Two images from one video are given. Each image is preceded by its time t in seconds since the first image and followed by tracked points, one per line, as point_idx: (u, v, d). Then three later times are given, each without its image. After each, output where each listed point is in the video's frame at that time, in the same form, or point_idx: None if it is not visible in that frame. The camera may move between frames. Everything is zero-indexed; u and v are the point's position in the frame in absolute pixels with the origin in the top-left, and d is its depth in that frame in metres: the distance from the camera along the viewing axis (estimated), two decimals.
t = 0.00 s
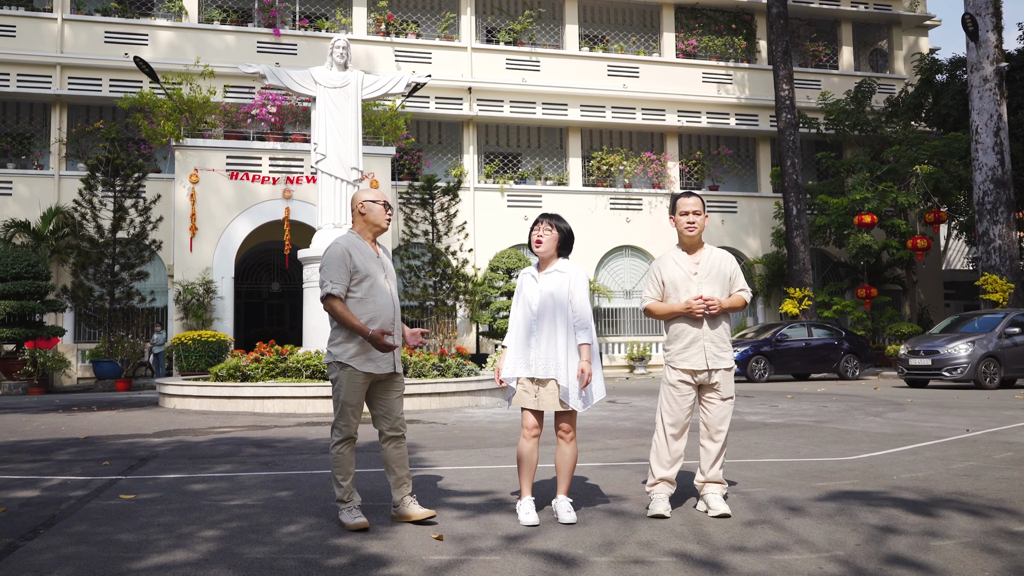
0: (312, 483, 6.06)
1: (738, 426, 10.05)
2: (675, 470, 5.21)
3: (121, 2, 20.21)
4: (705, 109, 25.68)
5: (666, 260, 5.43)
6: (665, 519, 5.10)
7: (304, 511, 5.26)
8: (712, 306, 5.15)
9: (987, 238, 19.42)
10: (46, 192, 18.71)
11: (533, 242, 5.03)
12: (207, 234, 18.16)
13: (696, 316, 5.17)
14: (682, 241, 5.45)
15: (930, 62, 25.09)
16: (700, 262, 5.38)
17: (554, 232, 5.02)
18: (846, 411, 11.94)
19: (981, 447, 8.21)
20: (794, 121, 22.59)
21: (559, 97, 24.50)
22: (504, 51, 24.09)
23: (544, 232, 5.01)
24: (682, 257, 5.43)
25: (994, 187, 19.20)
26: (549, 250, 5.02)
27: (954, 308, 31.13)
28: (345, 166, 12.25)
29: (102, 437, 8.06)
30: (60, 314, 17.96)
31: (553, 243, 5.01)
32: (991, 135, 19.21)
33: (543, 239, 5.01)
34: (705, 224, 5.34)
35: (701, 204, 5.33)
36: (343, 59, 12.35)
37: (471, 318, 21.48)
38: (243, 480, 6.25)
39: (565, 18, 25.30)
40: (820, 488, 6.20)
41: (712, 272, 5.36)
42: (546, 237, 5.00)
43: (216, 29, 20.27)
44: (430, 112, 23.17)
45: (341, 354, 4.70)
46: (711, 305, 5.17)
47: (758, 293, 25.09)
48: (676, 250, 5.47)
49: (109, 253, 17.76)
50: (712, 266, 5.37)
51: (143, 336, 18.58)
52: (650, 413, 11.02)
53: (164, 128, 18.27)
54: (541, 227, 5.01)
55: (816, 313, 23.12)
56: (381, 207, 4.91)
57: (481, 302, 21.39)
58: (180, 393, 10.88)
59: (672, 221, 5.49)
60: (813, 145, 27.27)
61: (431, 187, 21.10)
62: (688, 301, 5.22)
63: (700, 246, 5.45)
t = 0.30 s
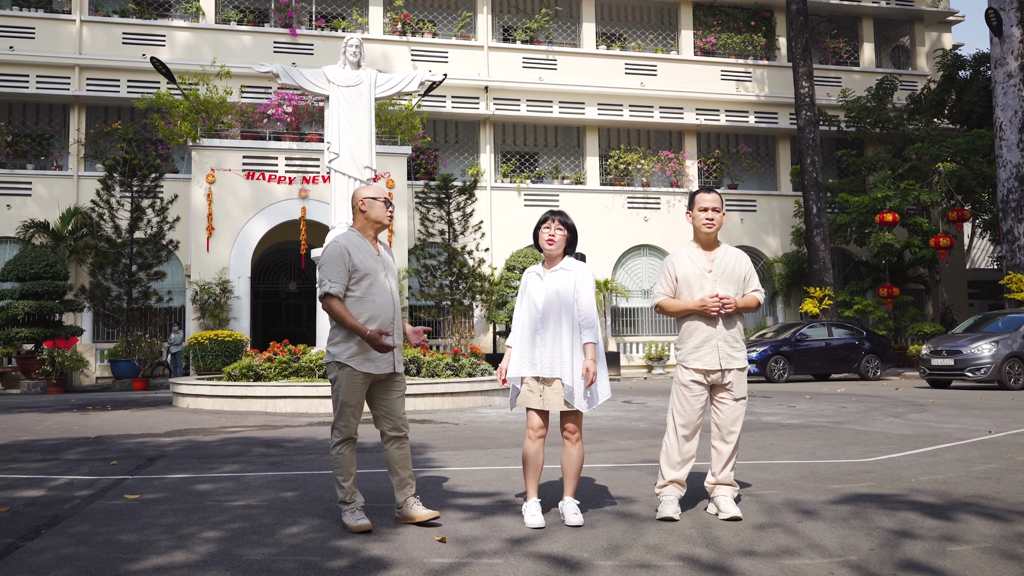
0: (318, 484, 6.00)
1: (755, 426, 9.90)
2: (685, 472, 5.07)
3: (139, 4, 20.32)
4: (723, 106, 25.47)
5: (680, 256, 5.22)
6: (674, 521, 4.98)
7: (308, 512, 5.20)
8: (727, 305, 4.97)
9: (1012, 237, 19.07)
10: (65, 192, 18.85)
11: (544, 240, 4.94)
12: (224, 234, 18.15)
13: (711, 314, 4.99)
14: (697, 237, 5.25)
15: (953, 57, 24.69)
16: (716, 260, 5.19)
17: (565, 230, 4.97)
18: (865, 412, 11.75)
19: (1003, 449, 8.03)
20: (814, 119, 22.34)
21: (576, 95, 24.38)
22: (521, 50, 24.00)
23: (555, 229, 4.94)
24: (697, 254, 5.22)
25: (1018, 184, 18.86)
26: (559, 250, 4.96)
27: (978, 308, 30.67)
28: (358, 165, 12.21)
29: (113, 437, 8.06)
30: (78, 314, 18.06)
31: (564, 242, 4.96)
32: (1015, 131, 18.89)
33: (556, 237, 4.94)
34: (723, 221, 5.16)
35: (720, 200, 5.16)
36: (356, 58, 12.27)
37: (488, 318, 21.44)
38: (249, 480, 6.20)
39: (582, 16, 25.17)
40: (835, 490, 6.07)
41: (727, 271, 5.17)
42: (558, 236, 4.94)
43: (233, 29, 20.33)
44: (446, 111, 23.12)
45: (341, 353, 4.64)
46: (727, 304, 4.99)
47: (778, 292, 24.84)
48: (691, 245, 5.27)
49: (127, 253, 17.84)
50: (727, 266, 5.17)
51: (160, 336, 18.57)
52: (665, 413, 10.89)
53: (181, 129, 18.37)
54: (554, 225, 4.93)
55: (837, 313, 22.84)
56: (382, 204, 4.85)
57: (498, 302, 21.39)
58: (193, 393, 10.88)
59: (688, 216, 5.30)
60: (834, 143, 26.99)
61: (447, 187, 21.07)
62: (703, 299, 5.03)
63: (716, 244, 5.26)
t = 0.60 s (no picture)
0: (326, 486, 5.96)
1: (773, 428, 9.76)
2: (696, 475, 4.96)
3: (159, 6, 20.46)
4: (745, 104, 25.24)
5: (694, 254, 5.09)
6: (685, 526, 4.87)
7: (314, 515, 5.15)
8: (739, 306, 4.86)
9: None
10: (87, 194, 19.01)
11: (551, 241, 4.91)
12: (243, 234, 18.24)
13: (722, 315, 4.89)
14: (712, 235, 5.12)
15: (979, 53, 24.25)
16: (729, 259, 5.06)
17: (573, 232, 4.95)
18: (887, 413, 11.55)
19: None
20: (837, 116, 22.05)
21: (595, 94, 24.25)
22: (539, 48, 23.90)
23: (564, 230, 4.92)
24: (711, 252, 5.09)
25: None
26: (565, 253, 4.91)
27: (1006, 307, 30.17)
28: (373, 165, 12.26)
29: (126, 437, 8.07)
30: (99, 315, 18.20)
31: (572, 243, 4.93)
32: None
33: (564, 238, 4.91)
34: (740, 220, 5.03)
35: (738, 199, 5.03)
36: (372, 58, 12.21)
37: (508, 318, 21.37)
38: (257, 482, 6.16)
39: (601, 14, 25.03)
40: (852, 494, 5.94)
41: (741, 271, 5.05)
42: (566, 238, 4.91)
43: (252, 31, 20.41)
44: (464, 111, 23.07)
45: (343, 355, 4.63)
46: (739, 305, 4.89)
47: (801, 292, 24.58)
48: (705, 243, 5.14)
49: (146, 254, 17.97)
50: (741, 266, 5.05)
51: (180, 336, 18.67)
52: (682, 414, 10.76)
53: (200, 130, 18.49)
54: (562, 226, 4.90)
55: (861, 312, 22.54)
56: (384, 204, 4.76)
57: (518, 302, 21.34)
58: (208, 393, 10.91)
59: (704, 213, 5.16)
60: (857, 140, 26.69)
61: (465, 186, 21.05)
62: (714, 298, 4.93)
63: (731, 243, 5.13)
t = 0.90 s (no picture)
0: (338, 488, 5.91)
1: (795, 430, 9.61)
2: (710, 478, 4.87)
3: (181, 8, 20.60)
4: (768, 102, 24.99)
5: (708, 253, 4.99)
6: (699, 531, 4.78)
7: (323, 518, 5.10)
8: (754, 306, 4.75)
9: None
10: (110, 195, 19.18)
11: (557, 241, 4.84)
12: (264, 235, 18.31)
13: (737, 314, 4.78)
14: (728, 234, 5.02)
15: (1008, 48, 23.83)
16: (745, 259, 4.95)
17: (579, 230, 4.86)
18: (912, 415, 11.34)
19: None
20: (862, 113, 21.75)
21: (616, 93, 24.10)
22: (560, 47, 23.79)
23: (569, 229, 4.84)
24: (727, 251, 4.99)
25: None
26: (573, 252, 4.85)
27: None
28: (391, 164, 12.19)
29: (143, 437, 8.07)
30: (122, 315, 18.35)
31: (578, 241, 4.84)
32: None
33: (569, 237, 4.84)
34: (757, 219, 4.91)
35: (755, 197, 4.91)
36: (389, 57, 12.18)
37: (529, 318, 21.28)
38: (270, 483, 6.13)
39: (623, 13, 24.90)
40: (873, 499, 5.81)
41: (757, 271, 4.93)
42: (571, 236, 4.83)
43: (273, 32, 20.50)
44: (485, 110, 23.01)
45: (349, 356, 4.62)
46: (753, 305, 4.78)
47: (826, 291, 24.31)
48: (721, 242, 5.03)
49: (168, 255, 18.21)
50: (757, 265, 4.94)
51: (201, 337, 18.64)
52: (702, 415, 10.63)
53: (221, 131, 18.57)
54: (567, 224, 4.82)
55: (888, 312, 22.22)
56: (390, 203, 4.71)
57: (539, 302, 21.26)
58: (227, 393, 10.93)
59: (721, 211, 5.06)
60: (883, 138, 26.35)
61: (485, 186, 21.01)
62: (729, 297, 4.82)
63: (747, 242, 5.02)
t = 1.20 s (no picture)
0: (348, 489, 5.86)
1: (814, 431, 9.47)
2: (723, 481, 4.77)
3: (201, 10, 20.74)
4: (790, 100, 24.75)
5: (721, 250, 4.89)
6: (711, 535, 4.69)
7: (331, 519, 5.04)
8: (767, 304, 4.64)
9: None
10: (131, 196, 19.33)
11: (562, 236, 4.87)
12: (283, 235, 18.38)
13: (749, 313, 4.67)
14: (742, 232, 4.92)
15: None
16: (759, 256, 4.84)
17: (584, 225, 4.88)
18: (936, 416, 11.14)
19: None
20: (886, 110, 21.46)
21: (636, 91, 23.95)
22: (580, 46, 23.69)
23: (573, 224, 4.87)
24: (740, 249, 4.89)
25: None
26: (577, 245, 4.86)
27: None
28: (407, 164, 12.18)
29: (158, 437, 8.07)
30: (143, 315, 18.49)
31: (582, 235, 4.85)
32: None
33: (574, 232, 4.85)
34: (771, 216, 4.81)
35: (769, 194, 4.81)
36: (405, 56, 12.09)
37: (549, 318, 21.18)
38: (280, 483, 6.09)
39: (642, 11, 24.77)
40: (892, 502, 5.68)
41: (771, 269, 4.82)
42: (575, 230, 4.86)
43: (291, 33, 20.56)
44: (504, 109, 22.93)
45: (354, 355, 4.57)
46: (766, 303, 4.67)
47: (849, 290, 24.03)
48: (735, 240, 4.93)
49: (188, 255, 18.18)
50: (771, 263, 4.82)
51: (222, 336, 18.79)
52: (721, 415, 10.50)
53: (240, 132, 18.68)
54: (570, 219, 4.87)
55: (912, 311, 21.90)
56: (392, 199, 4.68)
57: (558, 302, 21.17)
58: (243, 393, 10.95)
59: (735, 210, 4.96)
60: (908, 135, 26.03)
61: (504, 185, 20.93)
62: (741, 296, 4.72)
63: (762, 240, 4.91)
